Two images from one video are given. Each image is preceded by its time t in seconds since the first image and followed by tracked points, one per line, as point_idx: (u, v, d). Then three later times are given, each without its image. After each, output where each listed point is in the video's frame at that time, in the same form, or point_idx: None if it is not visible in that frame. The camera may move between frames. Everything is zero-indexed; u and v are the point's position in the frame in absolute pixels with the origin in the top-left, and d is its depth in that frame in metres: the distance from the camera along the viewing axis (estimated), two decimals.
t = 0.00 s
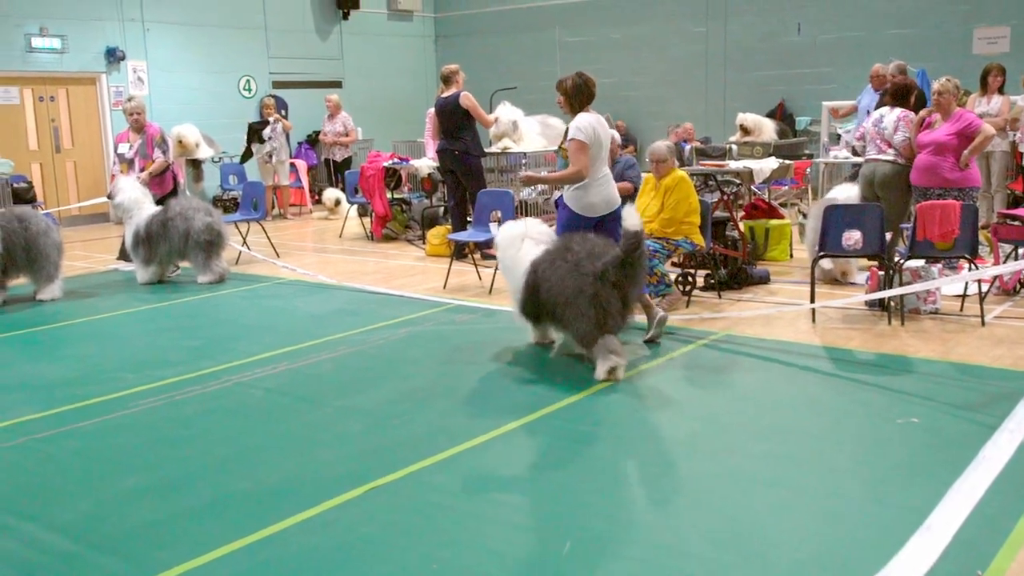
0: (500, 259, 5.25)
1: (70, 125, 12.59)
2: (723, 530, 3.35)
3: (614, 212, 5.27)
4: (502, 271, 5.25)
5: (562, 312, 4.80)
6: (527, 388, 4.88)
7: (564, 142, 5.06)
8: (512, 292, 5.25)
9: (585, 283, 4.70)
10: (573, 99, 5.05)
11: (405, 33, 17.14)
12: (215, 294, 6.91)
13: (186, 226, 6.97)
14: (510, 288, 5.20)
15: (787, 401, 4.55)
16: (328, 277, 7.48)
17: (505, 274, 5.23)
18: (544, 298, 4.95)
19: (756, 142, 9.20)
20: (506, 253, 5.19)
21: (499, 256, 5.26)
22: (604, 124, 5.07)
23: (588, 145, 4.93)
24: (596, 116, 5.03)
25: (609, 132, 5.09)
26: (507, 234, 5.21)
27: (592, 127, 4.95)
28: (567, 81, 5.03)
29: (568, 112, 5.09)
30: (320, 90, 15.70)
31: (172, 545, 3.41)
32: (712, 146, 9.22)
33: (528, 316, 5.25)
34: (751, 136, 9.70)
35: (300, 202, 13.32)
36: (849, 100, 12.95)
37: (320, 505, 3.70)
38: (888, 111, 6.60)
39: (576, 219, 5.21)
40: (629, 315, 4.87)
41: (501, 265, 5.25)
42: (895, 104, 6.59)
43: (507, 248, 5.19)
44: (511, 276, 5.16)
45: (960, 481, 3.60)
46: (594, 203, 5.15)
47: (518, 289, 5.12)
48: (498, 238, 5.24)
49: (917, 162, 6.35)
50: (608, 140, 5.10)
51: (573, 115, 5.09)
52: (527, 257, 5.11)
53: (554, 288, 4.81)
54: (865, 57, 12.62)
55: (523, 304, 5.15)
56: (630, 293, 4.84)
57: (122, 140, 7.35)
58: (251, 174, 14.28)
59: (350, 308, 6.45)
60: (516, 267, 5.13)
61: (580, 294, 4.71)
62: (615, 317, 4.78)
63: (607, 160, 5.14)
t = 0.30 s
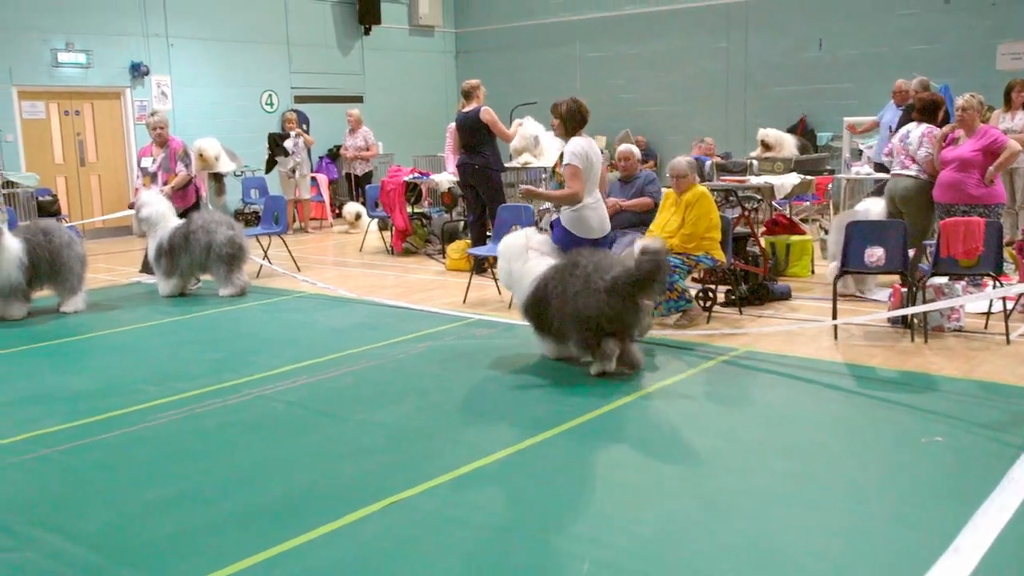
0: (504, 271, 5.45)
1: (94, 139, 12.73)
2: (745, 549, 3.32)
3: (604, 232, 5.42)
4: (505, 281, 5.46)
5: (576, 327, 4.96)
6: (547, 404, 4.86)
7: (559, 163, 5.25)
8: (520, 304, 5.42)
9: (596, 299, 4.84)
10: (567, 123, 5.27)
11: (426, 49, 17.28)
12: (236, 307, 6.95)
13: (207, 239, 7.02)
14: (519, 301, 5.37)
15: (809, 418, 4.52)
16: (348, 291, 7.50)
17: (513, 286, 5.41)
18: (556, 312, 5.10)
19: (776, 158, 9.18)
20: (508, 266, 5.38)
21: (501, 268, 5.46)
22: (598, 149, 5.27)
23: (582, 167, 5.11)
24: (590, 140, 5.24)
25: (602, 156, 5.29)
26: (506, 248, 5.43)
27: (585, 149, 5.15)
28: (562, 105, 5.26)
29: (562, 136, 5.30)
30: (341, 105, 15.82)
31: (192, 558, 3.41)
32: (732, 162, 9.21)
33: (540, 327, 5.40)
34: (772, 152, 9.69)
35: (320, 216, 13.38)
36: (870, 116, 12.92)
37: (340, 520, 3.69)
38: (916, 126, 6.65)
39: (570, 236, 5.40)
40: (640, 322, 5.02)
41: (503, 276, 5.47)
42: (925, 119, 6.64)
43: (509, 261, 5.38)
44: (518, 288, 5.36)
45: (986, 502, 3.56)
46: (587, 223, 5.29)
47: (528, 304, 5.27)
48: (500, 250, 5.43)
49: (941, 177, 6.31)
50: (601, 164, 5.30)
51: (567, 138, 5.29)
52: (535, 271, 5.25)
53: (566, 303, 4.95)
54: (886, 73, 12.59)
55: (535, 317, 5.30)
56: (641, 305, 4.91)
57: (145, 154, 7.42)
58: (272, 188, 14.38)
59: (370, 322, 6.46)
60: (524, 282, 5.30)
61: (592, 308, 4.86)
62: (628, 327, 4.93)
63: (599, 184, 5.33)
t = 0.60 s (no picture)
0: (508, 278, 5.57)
1: (122, 147, 12.87)
2: (770, 562, 3.28)
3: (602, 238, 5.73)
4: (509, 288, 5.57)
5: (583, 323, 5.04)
6: (571, 413, 4.85)
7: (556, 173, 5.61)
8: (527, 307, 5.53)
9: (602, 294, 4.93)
10: (563, 133, 5.61)
11: (450, 59, 17.40)
12: (259, 314, 6.98)
13: (231, 248, 7.08)
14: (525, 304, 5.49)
15: (835, 431, 4.48)
16: (371, 299, 7.53)
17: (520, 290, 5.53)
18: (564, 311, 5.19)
19: (801, 168, 9.14)
20: (511, 272, 5.52)
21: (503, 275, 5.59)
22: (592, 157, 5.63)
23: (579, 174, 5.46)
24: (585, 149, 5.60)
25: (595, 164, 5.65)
26: (507, 255, 5.56)
27: (581, 157, 5.52)
28: (556, 117, 5.61)
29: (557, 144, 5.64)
30: (365, 114, 15.94)
31: (216, 565, 3.42)
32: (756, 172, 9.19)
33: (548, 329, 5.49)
34: (796, 162, 9.64)
35: (344, 225, 13.45)
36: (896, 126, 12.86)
37: (362, 528, 3.69)
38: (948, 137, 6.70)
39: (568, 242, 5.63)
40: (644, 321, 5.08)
41: (507, 282, 5.58)
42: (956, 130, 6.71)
43: (513, 267, 5.50)
44: (525, 293, 5.47)
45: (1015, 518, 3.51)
46: (586, 228, 5.61)
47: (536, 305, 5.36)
48: (503, 258, 5.55)
49: (969, 189, 6.25)
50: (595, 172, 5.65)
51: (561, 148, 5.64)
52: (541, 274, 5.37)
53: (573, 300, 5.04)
54: (911, 83, 12.52)
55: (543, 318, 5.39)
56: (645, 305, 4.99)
57: (171, 162, 7.50)
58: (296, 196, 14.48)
59: (393, 330, 6.47)
60: (530, 285, 5.40)
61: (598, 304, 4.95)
62: (634, 325, 4.99)
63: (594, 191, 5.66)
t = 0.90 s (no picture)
0: (518, 278, 5.72)
1: (158, 148, 13.04)
2: (806, 568, 3.25)
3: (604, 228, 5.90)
4: (519, 287, 5.73)
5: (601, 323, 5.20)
6: (604, 415, 4.83)
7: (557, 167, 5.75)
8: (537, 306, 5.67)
9: (623, 294, 5.12)
10: (564, 127, 5.72)
11: (484, 61, 17.52)
12: (293, 315, 7.02)
13: (266, 248, 7.14)
14: (537, 303, 5.64)
15: (871, 436, 4.44)
16: (403, 300, 7.56)
17: (531, 290, 5.67)
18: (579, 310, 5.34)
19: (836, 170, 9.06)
20: (522, 272, 5.67)
21: (513, 276, 5.75)
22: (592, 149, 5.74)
23: (579, 167, 5.58)
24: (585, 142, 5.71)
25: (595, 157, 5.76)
26: (515, 256, 5.72)
27: (581, 151, 5.64)
28: (557, 112, 5.71)
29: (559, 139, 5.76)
30: (400, 116, 16.08)
31: (251, 563, 3.44)
32: (791, 174, 9.13)
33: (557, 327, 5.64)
34: (832, 164, 9.57)
35: (377, 226, 13.53)
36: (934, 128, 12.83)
37: (396, 528, 3.71)
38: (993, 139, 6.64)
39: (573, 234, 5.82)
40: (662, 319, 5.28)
41: (517, 283, 5.73)
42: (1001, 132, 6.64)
43: (524, 267, 5.65)
44: (537, 293, 5.62)
45: None
46: (588, 219, 5.75)
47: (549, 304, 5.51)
48: (514, 259, 5.70)
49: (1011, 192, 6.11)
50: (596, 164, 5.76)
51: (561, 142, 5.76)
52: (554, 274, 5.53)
53: (591, 300, 5.20)
54: (952, 83, 12.48)
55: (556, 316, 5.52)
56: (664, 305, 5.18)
57: (207, 163, 7.58)
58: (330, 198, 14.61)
59: (425, 331, 6.50)
60: (543, 285, 5.55)
61: (619, 305, 5.13)
62: (654, 322, 5.19)
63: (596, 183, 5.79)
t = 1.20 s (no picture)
0: (527, 274, 5.75)
1: (193, 148, 13.22)
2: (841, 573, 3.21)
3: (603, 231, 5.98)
4: (529, 283, 5.76)
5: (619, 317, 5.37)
6: (636, 416, 4.81)
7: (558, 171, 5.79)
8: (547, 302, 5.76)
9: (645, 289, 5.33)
10: (565, 132, 5.75)
11: (517, 61, 17.65)
12: (324, 314, 7.06)
13: (298, 247, 7.19)
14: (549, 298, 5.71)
15: (908, 439, 4.38)
16: (434, 299, 7.58)
17: (541, 285, 5.73)
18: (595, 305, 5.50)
19: (871, 170, 8.98)
20: (533, 268, 5.71)
21: (522, 272, 5.77)
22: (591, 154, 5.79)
23: (582, 173, 5.63)
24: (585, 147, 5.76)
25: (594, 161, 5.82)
26: (524, 253, 5.77)
27: (583, 156, 5.69)
28: (560, 118, 5.73)
29: (559, 144, 5.79)
30: (433, 115, 16.23)
31: (284, 560, 3.46)
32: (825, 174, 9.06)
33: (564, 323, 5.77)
34: (867, 164, 9.48)
35: (408, 225, 13.60)
36: (971, 127, 12.75)
37: (428, 528, 3.71)
38: None
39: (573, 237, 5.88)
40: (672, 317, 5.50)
41: (527, 279, 5.77)
42: None
43: (536, 263, 5.69)
44: (549, 288, 5.68)
45: None
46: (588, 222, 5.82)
47: (562, 300, 5.63)
48: (523, 255, 5.74)
49: None
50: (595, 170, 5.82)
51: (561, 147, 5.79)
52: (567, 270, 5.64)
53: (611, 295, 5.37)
54: (990, 82, 12.41)
55: (569, 312, 5.63)
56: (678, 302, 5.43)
57: (241, 163, 7.64)
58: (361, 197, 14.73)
59: (456, 331, 6.51)
60: (557, 280, 5.64)
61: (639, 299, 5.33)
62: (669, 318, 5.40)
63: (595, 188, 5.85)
